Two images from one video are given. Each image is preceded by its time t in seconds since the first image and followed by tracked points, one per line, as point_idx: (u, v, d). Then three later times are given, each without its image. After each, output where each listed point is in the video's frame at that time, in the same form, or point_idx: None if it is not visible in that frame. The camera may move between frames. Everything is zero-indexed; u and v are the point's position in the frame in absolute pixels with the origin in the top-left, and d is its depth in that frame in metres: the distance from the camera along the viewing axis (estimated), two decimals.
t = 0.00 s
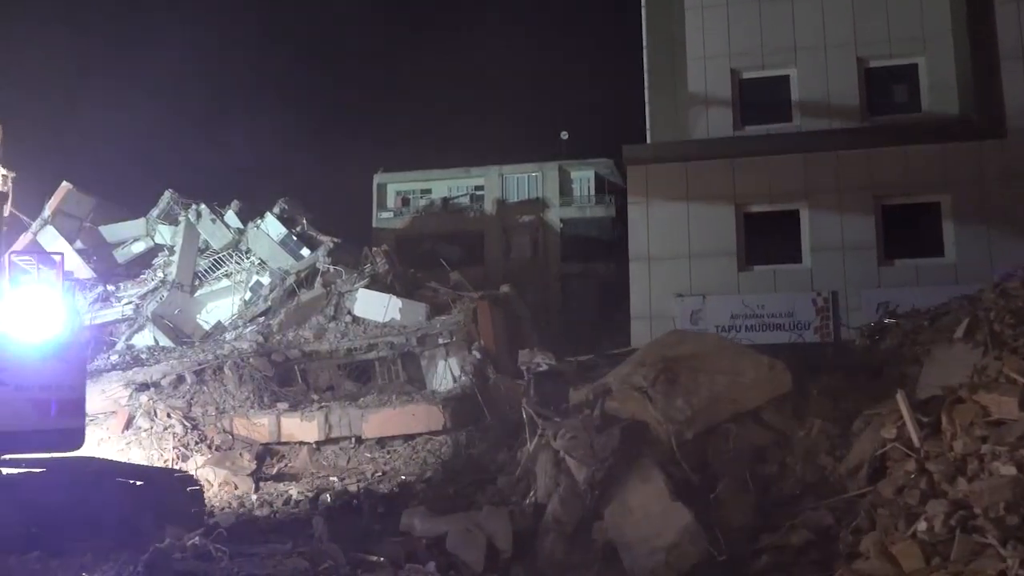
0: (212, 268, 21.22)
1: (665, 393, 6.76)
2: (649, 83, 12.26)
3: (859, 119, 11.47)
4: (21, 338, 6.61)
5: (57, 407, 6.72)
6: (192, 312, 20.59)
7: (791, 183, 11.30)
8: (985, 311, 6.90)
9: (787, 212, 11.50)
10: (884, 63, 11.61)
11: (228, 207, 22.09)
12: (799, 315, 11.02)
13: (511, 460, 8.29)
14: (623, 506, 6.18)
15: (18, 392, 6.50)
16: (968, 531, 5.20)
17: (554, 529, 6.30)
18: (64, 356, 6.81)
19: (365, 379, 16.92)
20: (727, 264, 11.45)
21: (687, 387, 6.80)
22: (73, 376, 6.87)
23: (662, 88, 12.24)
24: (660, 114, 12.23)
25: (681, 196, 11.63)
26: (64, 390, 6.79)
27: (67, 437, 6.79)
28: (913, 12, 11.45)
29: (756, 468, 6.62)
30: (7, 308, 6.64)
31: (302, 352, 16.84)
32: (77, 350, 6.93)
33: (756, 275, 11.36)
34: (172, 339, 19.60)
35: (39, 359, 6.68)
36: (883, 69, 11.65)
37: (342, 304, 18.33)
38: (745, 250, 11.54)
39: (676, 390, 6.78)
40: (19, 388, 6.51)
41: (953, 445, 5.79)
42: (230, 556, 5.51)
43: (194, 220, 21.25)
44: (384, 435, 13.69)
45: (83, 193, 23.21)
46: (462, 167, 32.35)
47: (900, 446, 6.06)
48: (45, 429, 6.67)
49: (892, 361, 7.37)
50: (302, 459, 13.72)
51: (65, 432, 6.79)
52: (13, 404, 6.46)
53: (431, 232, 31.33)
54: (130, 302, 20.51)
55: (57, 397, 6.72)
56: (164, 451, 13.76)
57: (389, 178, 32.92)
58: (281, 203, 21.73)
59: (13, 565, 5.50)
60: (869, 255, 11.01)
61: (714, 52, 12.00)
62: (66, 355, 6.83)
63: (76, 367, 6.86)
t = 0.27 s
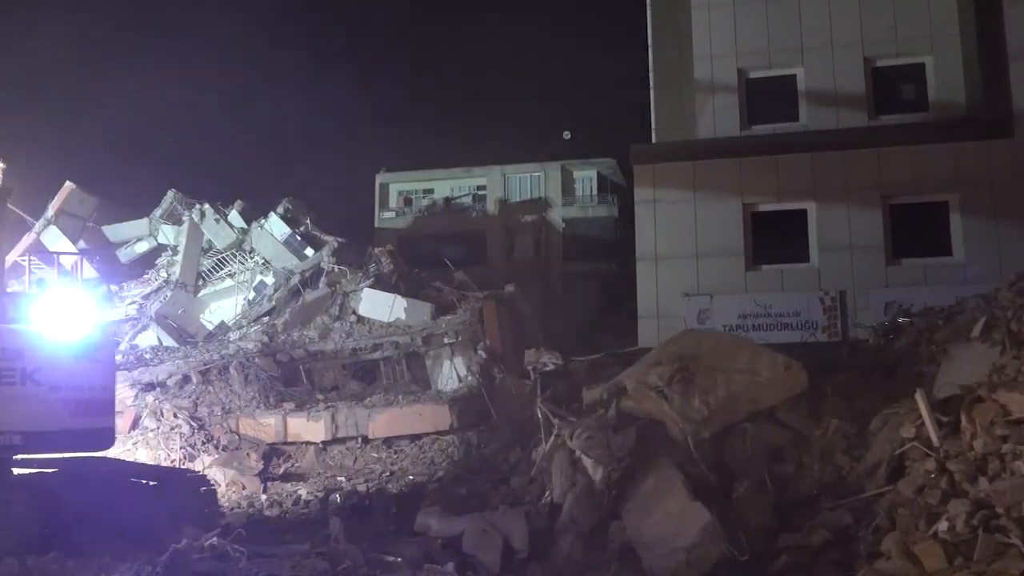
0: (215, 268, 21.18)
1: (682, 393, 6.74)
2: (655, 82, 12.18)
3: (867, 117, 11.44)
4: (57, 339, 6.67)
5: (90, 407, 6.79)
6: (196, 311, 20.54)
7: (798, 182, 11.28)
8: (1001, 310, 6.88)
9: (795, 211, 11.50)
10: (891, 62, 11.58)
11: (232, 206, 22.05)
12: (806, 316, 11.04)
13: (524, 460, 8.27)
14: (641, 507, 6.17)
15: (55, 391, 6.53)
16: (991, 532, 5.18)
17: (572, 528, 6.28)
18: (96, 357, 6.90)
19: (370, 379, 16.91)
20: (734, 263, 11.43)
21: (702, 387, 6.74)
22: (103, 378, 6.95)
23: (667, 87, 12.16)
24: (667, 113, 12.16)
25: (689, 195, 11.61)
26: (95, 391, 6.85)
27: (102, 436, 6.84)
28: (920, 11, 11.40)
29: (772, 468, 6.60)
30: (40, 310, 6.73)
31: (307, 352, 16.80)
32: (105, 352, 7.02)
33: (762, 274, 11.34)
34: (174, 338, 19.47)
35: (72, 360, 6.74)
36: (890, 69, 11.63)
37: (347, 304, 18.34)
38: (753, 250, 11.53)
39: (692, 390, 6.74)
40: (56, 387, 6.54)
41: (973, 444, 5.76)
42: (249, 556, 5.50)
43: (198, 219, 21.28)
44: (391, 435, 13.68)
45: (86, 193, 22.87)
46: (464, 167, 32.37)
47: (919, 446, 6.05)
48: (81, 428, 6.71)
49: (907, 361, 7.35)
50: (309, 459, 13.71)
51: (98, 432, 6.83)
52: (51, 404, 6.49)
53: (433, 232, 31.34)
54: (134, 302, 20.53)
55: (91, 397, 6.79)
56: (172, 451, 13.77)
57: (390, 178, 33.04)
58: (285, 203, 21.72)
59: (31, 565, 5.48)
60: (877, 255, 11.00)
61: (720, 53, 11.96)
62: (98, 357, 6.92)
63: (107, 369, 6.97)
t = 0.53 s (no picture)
0: (220, 268, 21.15)
1: (700, 393, 6.71)
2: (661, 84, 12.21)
3: (874, 117, 11.41)
4: (93, 337, 6.48)
5: (128, 408, 6.55)
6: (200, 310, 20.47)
7: (807, 181, 11.26)
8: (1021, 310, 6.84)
9: (803, 211, 11.47)
10: (899, 62, 11.55)
11: (235, 206, 21.94)
12: (815, 315, 11.01)
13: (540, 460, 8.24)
14: (661, 507, 6.13)
15: (93, 391, 6.34)
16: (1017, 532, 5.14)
17: (591, 528, 6.25)
18: (134, 356, 6.65)
19: (376, 379, 16.87)
20: (743, 263, 11.41)
21: (721, 387, 6.71)
22: (143, 377, 6.71)
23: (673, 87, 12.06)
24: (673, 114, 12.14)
25: (698, 194, 11.57)
26: (135, 391, 6.63)
27: (143, 437, 6.59)
28: (928, 11, 11.36)
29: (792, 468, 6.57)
30: (80, 309, 6.45)
31: (312, 352, 16.72)
32: (144, 351, 6.77)
33: (771, 274, 11.32)
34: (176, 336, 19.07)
35: (110, 358, 6.53)
36: (898, 68, 11.60)
37: (352, 304, 18.31)
38: (761, 250, 11.51)
39: (711, 390, 6.71)
40: (93, 386, 6.35)
41: (997, 443, 5.70)
42: (270, 558, 5.46)
43: (201, 219, 21.05)
44: (399, 435, 13.65)
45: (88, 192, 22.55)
46: (467, 166, 32.36)
47: (942, 446, 6.01)
48: (120, 428, 6.49)
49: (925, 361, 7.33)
50: (317, 459, 13.68)
51: (136, 433, 6.60)
52: (89, 404, 6.30)
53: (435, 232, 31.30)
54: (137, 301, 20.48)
55: (129, 397, 6.55)
56: (179, 451, 13.76)
57: (392, 179, 33.03)
58: (289, 203, 21.72)
59: (52, 567, 5.44)
60: (886, 255, 11.01)
61: (728, 53, 11.88)
62: (135, 355, 6.66)
63: (146, 368, 6.70)
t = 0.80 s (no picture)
0: (223, 268, 21.16)
1: (719, 392, 6.67)
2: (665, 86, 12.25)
3: (881, 117, 11.38)
4: (137, 337, 6.47)
5: (170, 407, 6.59)
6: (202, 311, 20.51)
7: (815, 180, 11.23)
8: None
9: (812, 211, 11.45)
10: (906, 62, 11.53)
11: (238, 207, 21.79)
12: (824, 314, 10.95)
13: (555, 460, 8.20)
14: (681, 507, 6.10)
15: (138, 391, 6.36)
16: None
17: (611, 528, 6.22)
18: (171, 355, 6.67)
19: (382, 379, 16.85)
20: (751, 262, 11.38)
21: (740, 386, 6.68)
22: (179, 375, 6.74)
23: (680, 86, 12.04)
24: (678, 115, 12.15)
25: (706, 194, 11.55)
26: (173, 389, 6.66)
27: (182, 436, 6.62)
28: (935, 10, 11.32)
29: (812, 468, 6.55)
30: (127, 310, 6.41)
31: (317, 352, 16.66)
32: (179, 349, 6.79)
33: (779, 274, 11.29)
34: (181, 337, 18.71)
35: (151, 357, 6.54)
36: (905, 68, 11.57)
37: (357, 304, 18.28)
38: (770, 250, 11.48)
39: (729, 389, 6.68)
40: (138, 387, 6.37)
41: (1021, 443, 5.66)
42: (293, 559, 5.44)
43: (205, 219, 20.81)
44: (406, 434, 13.60)
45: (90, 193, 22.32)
46: (468, 167, 32.34)
47: (964, 445, 5.98)
48: (163, 428, 6.52)
49: (942, 360, 7.30)
50: (324, 459, 13.70)
51: (174, 433, 6.63)
52: (134, 404, 6.33)
53: (437, 231, 31.26)
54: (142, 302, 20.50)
55: (170, 395, 6.59)
56: (187, 452, 13.83)
57: (393, 178, 32.99)
58: (293, 203, 21.66)
59: (73, 567, 5.42)
60: (895, 254, 10.98)
61: (734, 53, 11.84)
62: (174, 354, 6.68)
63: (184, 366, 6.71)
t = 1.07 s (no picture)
0: (225, 266, 21.07)
1: (736, 390, 6.66)
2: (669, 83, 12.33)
3: (886, 115, 11.36)
4: (173, 334, 6.47)
5: (204, 403, 6.62)
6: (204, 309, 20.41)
7: (822, 178, 11.23)
8: None
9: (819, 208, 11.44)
10: (912, 59, 11.49)
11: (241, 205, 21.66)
12: (831, 311, 10.98)
13: (567, 458, 8.17)
14: (700, 505, 6.07)
15: (174, 389, 6.42)
16: None
17: (629, 527, 6.19)
18: (204, 350, 6.67)
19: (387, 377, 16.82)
20: (759, 259, 11.35)
21: (757, 383, 6.66)
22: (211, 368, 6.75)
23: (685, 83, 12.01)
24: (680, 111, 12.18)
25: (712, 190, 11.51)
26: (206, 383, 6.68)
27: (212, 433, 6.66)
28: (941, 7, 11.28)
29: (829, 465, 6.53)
30: (166, 308, 6.37)
31: (322, 349, 16.70)
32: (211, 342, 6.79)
33: (787, 271, 11.27)
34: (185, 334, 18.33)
35: (186, 353, 6.55)
36: (911, 65, 11.54)
37: (361, 302, 18.25)
38: (777, 247, 11.45)
39: (746, 386, 6.66)
40: (174, 384, 6.42)
41: None
42: (312, 557, 5.41)
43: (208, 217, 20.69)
44: (411, 431, 13.51)
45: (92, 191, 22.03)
46: (469, 164, 32.27)
47: (984, 443, 5.96)
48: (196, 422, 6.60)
49: (958, 357, 7.29)
50: (330, 457, 13.77)
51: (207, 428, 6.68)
52: (170, 401, 6.39)
53: (438, 229, 31.20)
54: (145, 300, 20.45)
55: (204, 392, 6.62)
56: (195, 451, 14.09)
57: (394, 176, 32.89)
58: (295, 200, 21.61)
59: (91, 566, 5.39)
60: (902, 251, 10.98)
61: (740, 49, 11.80)
62: (206, 349, 6.68)
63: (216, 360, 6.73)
